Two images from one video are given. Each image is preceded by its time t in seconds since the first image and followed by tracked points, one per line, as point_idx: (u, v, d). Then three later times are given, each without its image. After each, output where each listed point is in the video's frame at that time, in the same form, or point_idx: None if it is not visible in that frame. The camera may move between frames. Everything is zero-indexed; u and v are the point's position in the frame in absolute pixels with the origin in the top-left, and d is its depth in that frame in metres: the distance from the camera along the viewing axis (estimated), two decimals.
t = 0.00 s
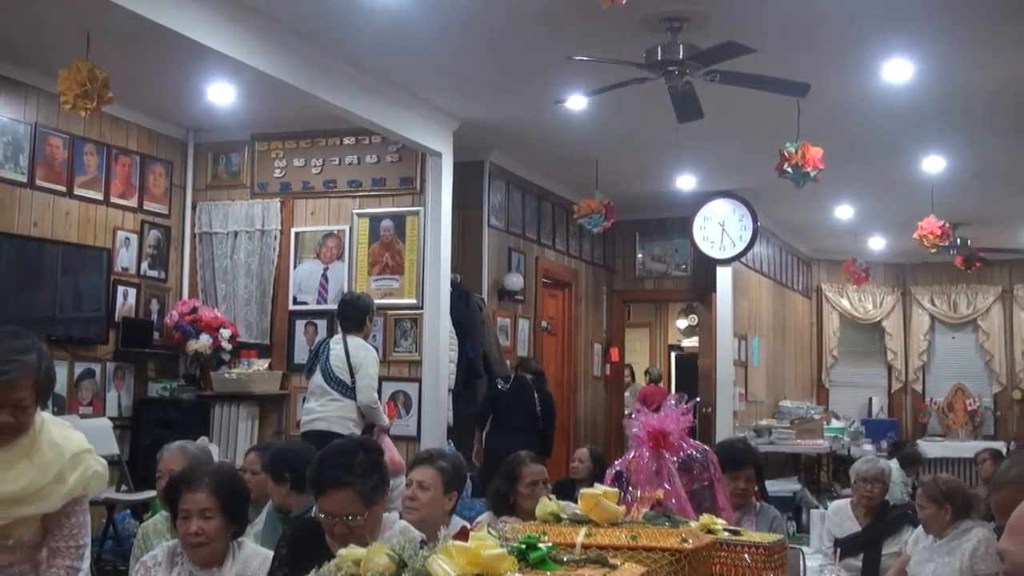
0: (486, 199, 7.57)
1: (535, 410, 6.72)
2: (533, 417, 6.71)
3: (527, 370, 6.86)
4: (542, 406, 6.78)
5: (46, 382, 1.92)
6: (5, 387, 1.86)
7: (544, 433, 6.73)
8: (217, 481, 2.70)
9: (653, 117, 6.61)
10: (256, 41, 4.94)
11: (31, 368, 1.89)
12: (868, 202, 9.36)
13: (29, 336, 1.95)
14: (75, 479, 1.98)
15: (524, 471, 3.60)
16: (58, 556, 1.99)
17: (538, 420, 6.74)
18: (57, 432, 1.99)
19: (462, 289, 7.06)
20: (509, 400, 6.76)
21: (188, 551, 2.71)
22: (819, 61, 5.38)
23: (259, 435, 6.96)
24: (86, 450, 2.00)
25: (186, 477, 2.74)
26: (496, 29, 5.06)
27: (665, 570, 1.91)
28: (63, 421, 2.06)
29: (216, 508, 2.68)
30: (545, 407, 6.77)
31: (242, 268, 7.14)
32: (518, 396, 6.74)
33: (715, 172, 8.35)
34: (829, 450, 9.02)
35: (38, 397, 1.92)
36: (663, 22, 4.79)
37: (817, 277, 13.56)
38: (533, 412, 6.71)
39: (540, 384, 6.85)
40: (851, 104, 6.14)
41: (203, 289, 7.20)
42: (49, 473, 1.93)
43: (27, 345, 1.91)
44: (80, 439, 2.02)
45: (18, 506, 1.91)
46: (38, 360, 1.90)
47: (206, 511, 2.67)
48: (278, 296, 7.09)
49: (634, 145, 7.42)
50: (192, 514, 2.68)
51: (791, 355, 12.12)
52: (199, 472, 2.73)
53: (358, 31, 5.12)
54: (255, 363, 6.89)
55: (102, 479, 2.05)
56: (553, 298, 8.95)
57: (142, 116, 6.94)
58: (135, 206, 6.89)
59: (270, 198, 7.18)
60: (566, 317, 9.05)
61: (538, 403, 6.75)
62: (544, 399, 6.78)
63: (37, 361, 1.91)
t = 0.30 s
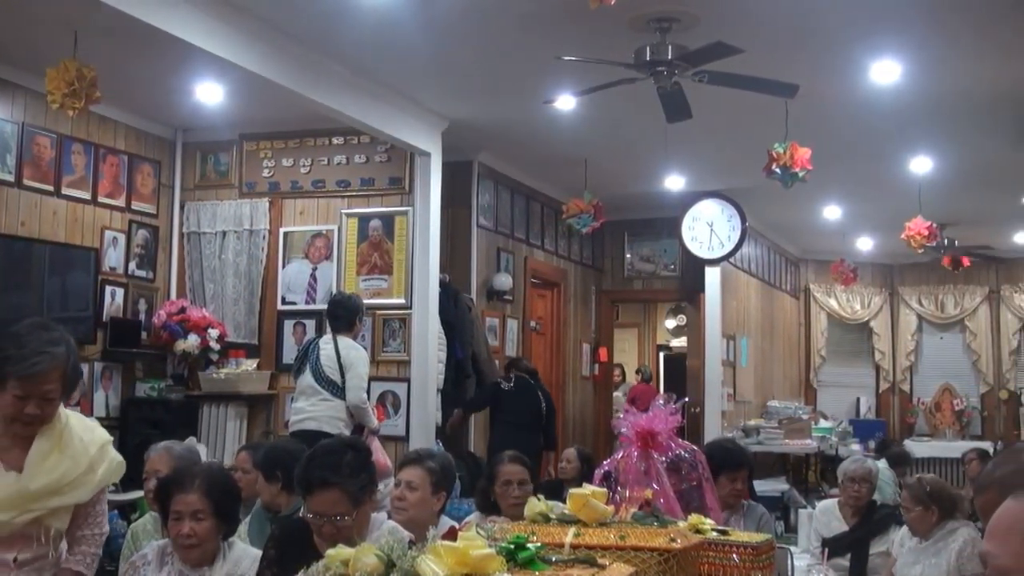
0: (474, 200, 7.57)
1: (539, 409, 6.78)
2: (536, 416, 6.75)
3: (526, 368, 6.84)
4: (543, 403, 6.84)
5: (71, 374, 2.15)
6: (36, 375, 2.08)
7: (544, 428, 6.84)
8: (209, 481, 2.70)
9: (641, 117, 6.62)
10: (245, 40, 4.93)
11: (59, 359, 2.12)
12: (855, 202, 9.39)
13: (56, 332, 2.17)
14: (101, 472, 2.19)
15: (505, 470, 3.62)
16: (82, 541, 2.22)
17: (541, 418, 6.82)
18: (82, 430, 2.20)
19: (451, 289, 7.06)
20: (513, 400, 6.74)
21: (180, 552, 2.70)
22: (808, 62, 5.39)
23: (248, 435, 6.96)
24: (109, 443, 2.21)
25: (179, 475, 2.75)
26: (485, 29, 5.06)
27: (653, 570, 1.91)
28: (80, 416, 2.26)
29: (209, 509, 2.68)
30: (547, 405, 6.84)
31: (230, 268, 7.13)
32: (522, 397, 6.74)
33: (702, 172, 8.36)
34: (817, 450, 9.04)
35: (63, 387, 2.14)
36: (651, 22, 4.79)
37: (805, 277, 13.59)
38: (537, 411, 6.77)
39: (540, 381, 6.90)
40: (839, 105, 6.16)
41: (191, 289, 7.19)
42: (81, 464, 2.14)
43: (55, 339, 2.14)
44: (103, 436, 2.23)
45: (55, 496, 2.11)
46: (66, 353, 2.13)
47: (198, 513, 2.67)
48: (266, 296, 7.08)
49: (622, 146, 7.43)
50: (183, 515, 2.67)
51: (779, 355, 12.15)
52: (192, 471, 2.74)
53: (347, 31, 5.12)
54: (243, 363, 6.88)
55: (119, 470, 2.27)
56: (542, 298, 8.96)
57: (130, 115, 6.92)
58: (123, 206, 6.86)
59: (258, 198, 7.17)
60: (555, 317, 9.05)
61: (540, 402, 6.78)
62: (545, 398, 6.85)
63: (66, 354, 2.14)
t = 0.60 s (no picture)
0: (464, 200, 7.57)
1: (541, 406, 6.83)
2: (536, 414, 6.79)
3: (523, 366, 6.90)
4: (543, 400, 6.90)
5: (76, 372, 2.07)
6: (47, 372, 2.01)
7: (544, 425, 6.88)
8: (197, 483, 2.68)
9: (630, 117, 6.62)
10: (234, 40, 4.92)
11: (68, 357, 2.05)
12: (842, 202, 9.41)
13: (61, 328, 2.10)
14: (97, 469, 2.12)
15: (483, 476, 3.71)
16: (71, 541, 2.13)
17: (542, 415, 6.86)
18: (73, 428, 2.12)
19: (440, 289, 7.06)
20: (513, 398, 6.77)
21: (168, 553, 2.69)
22: (796, 62, 5.40)
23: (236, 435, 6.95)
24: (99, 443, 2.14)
25: (167, 475, 2.73)
26: (474, 29, 5.06)
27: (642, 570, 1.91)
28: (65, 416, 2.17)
29: (200, 510, 2.67)
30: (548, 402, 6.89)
31: (219, 268, 7.12)
32: (522, 395, 6.78)
33: (691, 173, 8.38)
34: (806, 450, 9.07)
35: (67, 385, 2.07)
36: (641, 22, 4.79)
37: (793, 277, 13.62)
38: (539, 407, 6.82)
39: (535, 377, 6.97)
40: (828, 106, 6.17)
41: (179, 289, 7.17)
42: (81, 459, 2.07)
43: (62, 337, 2.07)
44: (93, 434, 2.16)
45: (56, 492, 2.03)
46: (74, 351, 2.06)
47: (187, 516, 2.66)
48: (255, 296, 7.08)
49: (611, 146, 7.43)
50: (173, 518, 2.66)
51: (768, 354, 12.17)
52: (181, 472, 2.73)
53: (336, 31, 5.11)
54: (231, 363, 6.88)
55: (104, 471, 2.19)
56: (531, 298, 8.96)
57: (119, 114, 6.90)
58: (111, 205, 6.85)
59: (247, 197, 7.16)
60: (544, 317, 9.05)
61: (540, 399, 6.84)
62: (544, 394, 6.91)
63: (72, 351, 2.07)
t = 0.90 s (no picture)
0: (453, 200, 7.57)
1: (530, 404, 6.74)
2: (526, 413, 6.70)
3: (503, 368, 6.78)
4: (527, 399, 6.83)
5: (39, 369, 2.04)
6: (21, 370, 1.96)
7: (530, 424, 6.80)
8: (184, 486, 2.69)
9: (619, 118, 6.63)
10: (224, 41, 4.92)
11: (36, 357, 2.00)
12: (831, 203, 9.43)
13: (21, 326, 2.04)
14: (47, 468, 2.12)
15: (469, 478, 3.72)
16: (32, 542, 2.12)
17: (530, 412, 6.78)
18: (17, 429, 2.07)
19: (429, 289, 7.06)
20: (506, 400, 6.62)
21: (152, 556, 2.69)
22: (785, 63, 5.41)
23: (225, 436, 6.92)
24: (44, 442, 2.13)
25: (154, 476, 2.73)
26: (463, 30, 5.06)
27: (631, 569, 1.91)
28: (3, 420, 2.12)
29: (185, 512, 2.68)
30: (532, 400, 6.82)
31: (208, 268, 7.11)
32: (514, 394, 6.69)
33: (680, 173, 8.39)
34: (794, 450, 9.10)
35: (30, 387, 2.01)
36: (629, 23, 4.80)
37: (782, 277, 13.64)
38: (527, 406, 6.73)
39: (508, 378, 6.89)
40: (816, 107, 6.19)
41: (168, 289, 7.16)
42: (39, 467, 2.06)
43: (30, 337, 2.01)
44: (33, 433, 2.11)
45: (24, 498, 2.04)
46: (42, 351, 2.02)
47: (173, 517, 2.66)
48: (244, 297, 7.07)
49: (600, 146, 7.44)
50: (159, 520, 2.67)
51: (757, 355, 12.19)
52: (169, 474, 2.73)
53: (325, 31, 5.12)
54: (221, 363, 6.86)
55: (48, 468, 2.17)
56: (521, 298, 8.96)
57: (108, 114, 6.89)
58: (100, 205, 6.83)
59: (236, 197, 7.14)
60: (533, 318, 9.06)
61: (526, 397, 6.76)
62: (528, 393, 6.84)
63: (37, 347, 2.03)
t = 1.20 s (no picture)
0: (443, 200, 7.57)
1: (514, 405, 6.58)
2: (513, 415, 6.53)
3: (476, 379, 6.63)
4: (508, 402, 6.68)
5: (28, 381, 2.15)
6: (20, 385, 2.10)
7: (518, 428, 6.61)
8: (169, 486, 2.70)
9: (609, 118, 6.63)
10: (214, 41, 4.92)
11: (29, 369, 2.14)
12: (821, 203, 9.44)
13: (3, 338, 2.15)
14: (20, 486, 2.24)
15: (460, 475, 3.71)
16: None
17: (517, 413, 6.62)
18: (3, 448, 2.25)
19: (419, 289, 7.06)
20: (488, 407, 6.45)
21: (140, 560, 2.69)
22: (775, 63, 5.42)
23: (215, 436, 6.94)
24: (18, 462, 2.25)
25: (140, 476, 2.74)
26: (454, 30, 5.06)
27: (621, 569, 1.91)
28: None
29: (171, 514, 2.68)
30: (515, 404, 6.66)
31: (197, 268, 7.09)
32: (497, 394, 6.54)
33: (670, 174, 8.40)
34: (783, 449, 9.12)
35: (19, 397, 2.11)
36: (620, 23, 4.81)
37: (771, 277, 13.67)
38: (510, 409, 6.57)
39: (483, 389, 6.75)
40: (807, 107, 6.20)
41: (158, 289, 7.14)
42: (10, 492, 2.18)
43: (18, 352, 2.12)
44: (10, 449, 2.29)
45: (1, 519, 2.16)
46: (30, 360, 2.15)
47: (160, 517, 2.66)
48: (234, 297, 7.06)
49: (590, 146, 7.44)
50: (146, 521, 2.66)
51: (746, 356, 12.19)
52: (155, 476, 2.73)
53: (314, 31, 5.11)
54: (210, 363, 6.83)
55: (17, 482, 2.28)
56: (511, 298, 8.95)
57: (97, 113, 6.87)
58: (89, 205, 6.82)
59: (226, 197, 7.13)
60: (524, 317, 9.05)
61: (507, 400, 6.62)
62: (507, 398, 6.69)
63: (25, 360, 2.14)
